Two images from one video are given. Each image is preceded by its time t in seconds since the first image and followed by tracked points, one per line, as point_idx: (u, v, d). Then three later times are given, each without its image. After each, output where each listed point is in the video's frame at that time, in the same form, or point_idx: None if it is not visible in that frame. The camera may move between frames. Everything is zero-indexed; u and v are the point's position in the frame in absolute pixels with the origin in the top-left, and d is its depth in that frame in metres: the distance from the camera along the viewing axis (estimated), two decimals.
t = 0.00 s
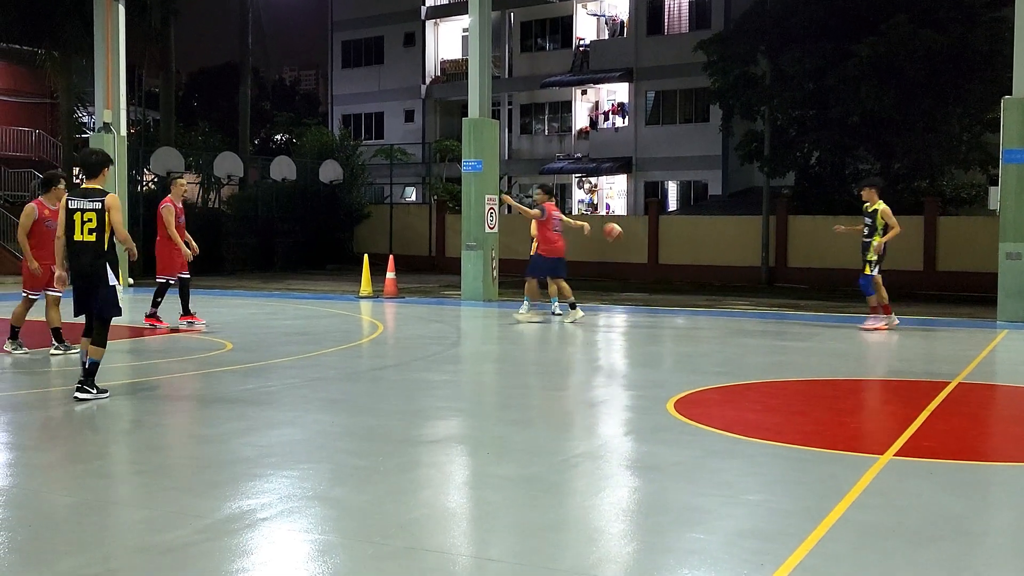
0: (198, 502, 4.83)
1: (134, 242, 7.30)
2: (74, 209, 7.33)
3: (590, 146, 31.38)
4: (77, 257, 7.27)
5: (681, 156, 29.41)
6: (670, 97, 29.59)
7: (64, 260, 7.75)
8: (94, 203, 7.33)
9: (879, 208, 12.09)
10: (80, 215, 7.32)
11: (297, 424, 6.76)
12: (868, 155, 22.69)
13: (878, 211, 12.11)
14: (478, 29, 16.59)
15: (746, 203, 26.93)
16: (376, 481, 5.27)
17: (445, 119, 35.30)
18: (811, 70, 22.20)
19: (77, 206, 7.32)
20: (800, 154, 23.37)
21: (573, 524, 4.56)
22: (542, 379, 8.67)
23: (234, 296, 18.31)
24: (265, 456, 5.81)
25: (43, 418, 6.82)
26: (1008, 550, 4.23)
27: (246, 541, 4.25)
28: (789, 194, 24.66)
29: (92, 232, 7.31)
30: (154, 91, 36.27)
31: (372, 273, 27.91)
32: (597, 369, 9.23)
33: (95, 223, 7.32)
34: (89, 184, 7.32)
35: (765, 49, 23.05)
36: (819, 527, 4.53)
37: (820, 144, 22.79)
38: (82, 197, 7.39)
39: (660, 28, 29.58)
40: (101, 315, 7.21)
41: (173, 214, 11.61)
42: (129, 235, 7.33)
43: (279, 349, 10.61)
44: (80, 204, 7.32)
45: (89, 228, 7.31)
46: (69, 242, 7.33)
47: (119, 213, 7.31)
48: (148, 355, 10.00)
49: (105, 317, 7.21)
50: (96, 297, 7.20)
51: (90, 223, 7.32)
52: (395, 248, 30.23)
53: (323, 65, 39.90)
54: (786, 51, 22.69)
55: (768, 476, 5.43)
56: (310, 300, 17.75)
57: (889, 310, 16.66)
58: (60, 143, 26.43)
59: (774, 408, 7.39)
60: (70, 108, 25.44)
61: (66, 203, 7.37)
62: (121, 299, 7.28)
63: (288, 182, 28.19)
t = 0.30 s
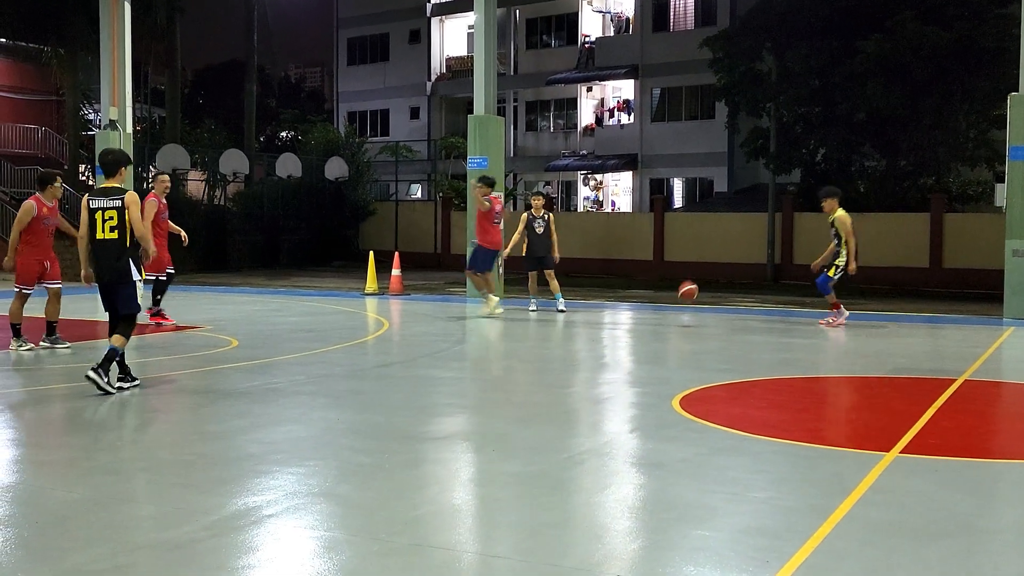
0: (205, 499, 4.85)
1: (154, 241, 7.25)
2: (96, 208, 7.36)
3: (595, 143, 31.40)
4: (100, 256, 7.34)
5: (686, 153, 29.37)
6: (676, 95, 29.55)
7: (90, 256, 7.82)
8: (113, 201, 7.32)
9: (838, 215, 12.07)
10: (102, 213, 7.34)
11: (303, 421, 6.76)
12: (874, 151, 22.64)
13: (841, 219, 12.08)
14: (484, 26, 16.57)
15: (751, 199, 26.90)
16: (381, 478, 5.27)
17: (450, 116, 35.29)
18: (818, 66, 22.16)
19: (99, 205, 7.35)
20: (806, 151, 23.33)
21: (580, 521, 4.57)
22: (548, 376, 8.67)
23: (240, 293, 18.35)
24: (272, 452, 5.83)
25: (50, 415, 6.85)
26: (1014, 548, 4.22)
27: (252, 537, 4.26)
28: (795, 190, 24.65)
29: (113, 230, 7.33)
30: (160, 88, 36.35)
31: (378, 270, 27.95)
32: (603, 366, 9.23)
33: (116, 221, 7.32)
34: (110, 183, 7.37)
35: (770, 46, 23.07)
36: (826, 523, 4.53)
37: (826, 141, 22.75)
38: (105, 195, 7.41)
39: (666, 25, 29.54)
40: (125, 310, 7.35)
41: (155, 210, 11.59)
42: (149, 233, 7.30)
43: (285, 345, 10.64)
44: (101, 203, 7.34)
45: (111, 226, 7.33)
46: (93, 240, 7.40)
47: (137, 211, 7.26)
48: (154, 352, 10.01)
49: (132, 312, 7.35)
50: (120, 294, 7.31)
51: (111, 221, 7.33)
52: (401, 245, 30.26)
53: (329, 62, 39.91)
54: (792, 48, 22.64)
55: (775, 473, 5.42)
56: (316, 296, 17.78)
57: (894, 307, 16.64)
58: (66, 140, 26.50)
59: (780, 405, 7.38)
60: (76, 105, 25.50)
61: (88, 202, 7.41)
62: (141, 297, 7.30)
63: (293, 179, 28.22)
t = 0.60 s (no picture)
0: (217, 496, 4.88)
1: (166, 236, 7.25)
2: (113, 204, 7.42)
3: (606, 140, 31.38)
4: (118, 252, 7.41)
5: (696, 150, 29.31)
6: (687, 92, 29.49)
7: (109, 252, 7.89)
8: (129, 197, 7.36)
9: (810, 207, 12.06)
10: (119, 209, 7.40)
11: (314, 418, 6.79)
12: (886, 149, 22.54)
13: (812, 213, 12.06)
14: (493, 23, 16.58)
15: (762, 197, 26.82)
16: (393, 476, 5.29)
17: (461, 113, 35.31)
18: (830, 63, 22.07)
19: (115, 201, 7.41)
20: (818, 148, 23.25)
21: (591, 518, 4.58)
22: (559, 373, 8.68)
23: (251, 290, 18.41)
24: (284, 449, 5.86)
25: (62, 412, 6.89)
26: None
27: (263, 534, 4.29)
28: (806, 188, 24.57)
29: (130, 226, 7.38)
30: (172, 86, 36.45)
31: (389, 267, 28.00)
32: (613, 364, 9.22)
33: (131, 217, 7.36)
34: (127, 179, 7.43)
35: (781, 43, 23.01)
36: (837, 522, 4.53)
37: (838, 138, 22.67)
38: (117, 192, 7.45)
39: (677, 22, 29.47)
40: (149, 304, 7.45)
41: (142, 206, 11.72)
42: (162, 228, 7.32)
43: (296, 343, 10.68)
44: (117, 199, 7.39)
45: (127, 221, 7.38)
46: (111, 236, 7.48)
47: (150, 206, 7.28)
48: (166, 349, 10.05)
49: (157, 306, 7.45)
50: (141, 289, 7.40)
51: (127, 217, 7.37)
52: (412, 242, 30.32)
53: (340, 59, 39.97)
54: (802, 45, 22.56)
55: (786, 471, 5.42)
56: (327, 293, 17.83)
57: (906, 305, 16.59)
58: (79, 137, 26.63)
59: (791, 402, 7.36)
60: (88, 103, 25.62)
61: (106, 198, 7.47)
62: (161, 291, 7.36)
63: (305, 177, 28.28)
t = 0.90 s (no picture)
0: (237, 494, 4.90)
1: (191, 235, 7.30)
2: (139, 202, 7.47)
3: (624, 139, 31.33)
4: (143, 249, 7.46)
5: (715, 148, 29.25)
6: (706, 91, 29.40)
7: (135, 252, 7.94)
8: (154, 194, 7.41)
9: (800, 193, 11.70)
10: (143, 206, 7.44)
11: (332, 416, 6.82)
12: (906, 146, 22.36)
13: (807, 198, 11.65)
14: (512, 22, 16.59)
15: (781, 195, 26.73)
16: (410, 474, 5.31)
17: (480, 112, 35.37)
18: (850, 61, 21.92)
19: (141, 198, 7.46)
20: (838, 146, 23.12)
21: (608, 518, 4.58)
22: (577, 372, 8.68)
23: (270, 289, 18.49)
24: (303, 447, 5.88)
25: (83, 410, 6.95)
26: None
27: (283, 531, 4.32)
28: (826, 187, 24.44)
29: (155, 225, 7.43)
30: (191, 85, 36.66)
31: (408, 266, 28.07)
32: (631, 363, 9.20)
33: (156, 215, 7.41)
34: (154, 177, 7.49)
35: (801, 41, 22.91)
36: (857, 521, 4.51)
37: (858, 136, 22.53)
38: (145, 189, 7.51)
39: (697, 21, 29.39)
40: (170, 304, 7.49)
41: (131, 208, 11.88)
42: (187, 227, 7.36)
43: (315, 341, 10.72)
44: (144, 196, 7.44)
45: (152, 220, 7.42)
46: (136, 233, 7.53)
47: (176, 206, 7.33)
48: (185, 348, 10.11)
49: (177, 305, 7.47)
50: (164, 287, 7.45)
51: (152, 215, 7.42)
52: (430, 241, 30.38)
53: (358, 59, 40.10)
54: (822, 42, 22.45)
55: (804, 470, 5.40)
56: (346, 292, 17.88)
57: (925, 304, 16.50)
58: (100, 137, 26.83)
59: (811, 402, 7.33)
60: (108, 103, 25.81)
61: (133, 195, 7.53)
62: (182, 291, 7.41)
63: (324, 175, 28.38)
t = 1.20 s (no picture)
0: (267, 492, 4.96)
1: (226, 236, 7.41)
2: (173, 200, 7.58)
3: (653, 139, 31.23)
4: (174, 247, 7.55)
5: (744, 148, 29.09)
6: (735, 90, 29.26)
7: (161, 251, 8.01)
8: (191, 194, 7.53)
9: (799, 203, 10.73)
10: (179, 205, 7.56)
11: (361, 415, 6.87)
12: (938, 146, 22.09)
13: (811, 210, 10.71)
14: (540, 22, 16.59)
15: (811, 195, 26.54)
16: (439, 473, 5.35)
17: (508, 112, 35.39)
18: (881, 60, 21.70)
19: (177, 197, 7.57)
20: (869, 145, 22.92)
21: (635, 518, 4.59)
22: (604, 372, 8.68)
23: (300, 289, 18.63)
24: (332, 446, 5.94)
25: (115, 408, 7.05)
26: None
27: (312, 529, 4.37)
28: (857, 187, 24.24)
29: (188, 224, 7.54)
30: (222, 86, 37.01)
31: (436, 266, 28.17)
32: (659, 363, 9.19)
33: (191, 214, 7.52)
34: (190, 177, 7.61)
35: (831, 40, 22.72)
36: (886, 524, 4.49)
37: (889, 135, 22.32)
38: (180, 188, 7.63)
39: (726, 20, 29.26)
40: (194, 305, 7.56)
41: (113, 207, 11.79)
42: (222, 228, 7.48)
43: (344, 341, 10.79)
44: (179, 195, 7.56)
45: (186, 219, 7.54)
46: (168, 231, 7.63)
47: (213, 206, 7.46)
48: (216, 346, 10.21)
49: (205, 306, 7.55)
50: (190, 287, 7.53)
51: (187, 215, 7.54)
52: (458, 241, 30.46)
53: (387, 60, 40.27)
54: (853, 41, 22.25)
55: (834, 472, 5.38)
56: (375, 292, 17.98)
57: (957, 304, 16.34)
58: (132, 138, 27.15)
59: (840, 403, 7.30)
60: (140, 104, 26.09)
61: (168, 192, 7.64)
62: (208, 292, 7.49)
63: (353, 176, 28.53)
